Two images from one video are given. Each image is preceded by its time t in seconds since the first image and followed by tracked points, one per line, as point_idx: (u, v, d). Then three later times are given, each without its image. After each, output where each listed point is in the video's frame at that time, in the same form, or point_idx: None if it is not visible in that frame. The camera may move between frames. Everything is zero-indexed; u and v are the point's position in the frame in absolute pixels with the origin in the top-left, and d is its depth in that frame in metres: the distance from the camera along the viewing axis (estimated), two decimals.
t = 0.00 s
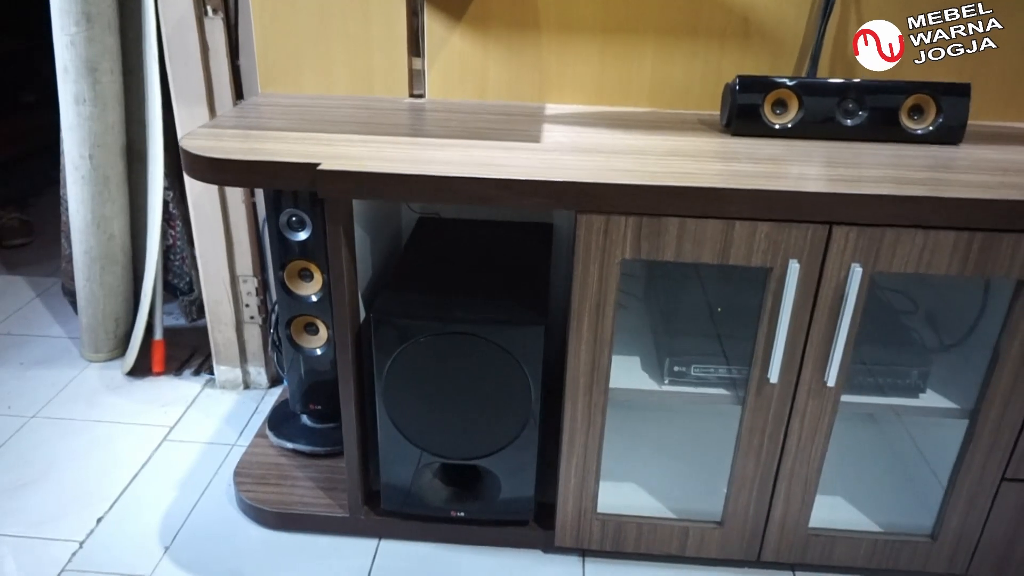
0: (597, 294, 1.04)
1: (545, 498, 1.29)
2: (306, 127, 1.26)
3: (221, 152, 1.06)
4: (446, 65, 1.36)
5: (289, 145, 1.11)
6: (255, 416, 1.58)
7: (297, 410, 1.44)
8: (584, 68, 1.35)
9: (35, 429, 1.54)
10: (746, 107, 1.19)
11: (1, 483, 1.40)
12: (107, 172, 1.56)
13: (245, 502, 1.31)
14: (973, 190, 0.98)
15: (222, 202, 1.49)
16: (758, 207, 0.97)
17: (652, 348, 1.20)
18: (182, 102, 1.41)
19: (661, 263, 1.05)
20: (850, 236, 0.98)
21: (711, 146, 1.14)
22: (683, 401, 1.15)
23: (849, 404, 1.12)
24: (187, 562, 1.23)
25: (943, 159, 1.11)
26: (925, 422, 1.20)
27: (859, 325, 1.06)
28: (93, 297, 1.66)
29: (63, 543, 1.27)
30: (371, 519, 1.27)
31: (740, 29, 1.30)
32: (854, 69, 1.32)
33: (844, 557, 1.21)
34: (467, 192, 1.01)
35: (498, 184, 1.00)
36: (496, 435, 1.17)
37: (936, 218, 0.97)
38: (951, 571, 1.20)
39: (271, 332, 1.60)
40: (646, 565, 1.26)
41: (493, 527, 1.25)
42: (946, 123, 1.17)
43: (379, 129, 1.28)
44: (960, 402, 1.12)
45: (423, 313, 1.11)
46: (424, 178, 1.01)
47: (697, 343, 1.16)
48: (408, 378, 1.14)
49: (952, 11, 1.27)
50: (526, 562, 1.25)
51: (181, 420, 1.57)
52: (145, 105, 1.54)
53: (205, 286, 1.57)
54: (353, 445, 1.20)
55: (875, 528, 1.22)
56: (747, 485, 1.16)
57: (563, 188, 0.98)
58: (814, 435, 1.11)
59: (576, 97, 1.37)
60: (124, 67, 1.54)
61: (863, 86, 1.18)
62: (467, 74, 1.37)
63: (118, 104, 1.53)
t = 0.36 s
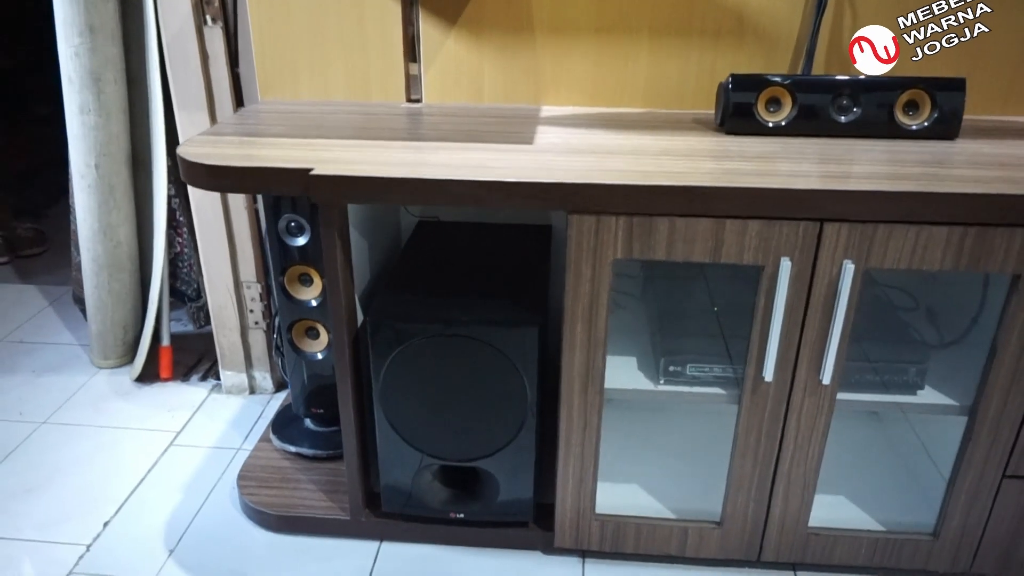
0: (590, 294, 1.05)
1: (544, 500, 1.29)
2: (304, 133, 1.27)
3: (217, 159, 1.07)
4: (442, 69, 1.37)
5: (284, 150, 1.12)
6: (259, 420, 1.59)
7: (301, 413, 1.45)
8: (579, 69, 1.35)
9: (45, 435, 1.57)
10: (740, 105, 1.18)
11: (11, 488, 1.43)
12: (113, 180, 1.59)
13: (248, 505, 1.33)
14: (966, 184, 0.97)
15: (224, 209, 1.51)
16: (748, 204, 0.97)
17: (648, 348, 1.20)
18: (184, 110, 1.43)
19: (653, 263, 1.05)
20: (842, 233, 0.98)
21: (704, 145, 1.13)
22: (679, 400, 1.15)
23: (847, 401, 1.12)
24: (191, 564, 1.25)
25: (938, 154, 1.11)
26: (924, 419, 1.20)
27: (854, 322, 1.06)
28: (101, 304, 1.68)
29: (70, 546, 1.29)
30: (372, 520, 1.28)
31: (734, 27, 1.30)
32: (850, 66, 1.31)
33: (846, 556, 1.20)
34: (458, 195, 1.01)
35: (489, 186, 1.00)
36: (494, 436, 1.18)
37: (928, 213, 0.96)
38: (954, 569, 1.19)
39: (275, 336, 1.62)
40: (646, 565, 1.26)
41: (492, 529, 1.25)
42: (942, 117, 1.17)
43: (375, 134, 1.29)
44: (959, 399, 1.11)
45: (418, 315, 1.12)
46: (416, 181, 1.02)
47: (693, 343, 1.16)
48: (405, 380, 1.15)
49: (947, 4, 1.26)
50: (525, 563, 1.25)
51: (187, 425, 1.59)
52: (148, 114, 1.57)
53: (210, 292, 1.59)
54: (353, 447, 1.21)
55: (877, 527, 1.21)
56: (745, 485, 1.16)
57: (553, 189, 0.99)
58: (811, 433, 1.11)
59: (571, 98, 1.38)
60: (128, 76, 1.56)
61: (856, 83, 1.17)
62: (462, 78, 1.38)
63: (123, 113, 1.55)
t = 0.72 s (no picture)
0: (569, 302, 1.05)
1: (531, 506, 1.30)
2: (292, 144, 1.29)
3: (203, 171, 1.09)
4: (429, 79, 1.39)
5: (269, 162, 1.14)
6: (254, 429, 1.61)
7: (293, 421, 1.46)
8: (564, 78, 1.36)
9: (43, 444, 1.59)
10: (721, 112, 1.19)
11: (8, 496, 1.44)
12: (110, 193, 1.61)
13: (239, 513, 1.34)
14: (943, 189, 0.97)
15: (218, 219, 1.52)
16: (724, 211, 0.97)
17: (631, 355, 1.20)
18: (177, 123, 1.45)
19: (632, 269, 1.06)
20: (818, 239, 0.98)
21: (684, 152, 1.14)
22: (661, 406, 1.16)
23: (830, 407, 1.12)
24: (181, 572, 1.26)
25: (918, 159, 1.11)
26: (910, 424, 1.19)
27: (834, 327, 1.06)
28: (99, 315, 1.71)
29: (64, 553, 1.31)
30: (360, 528, 1.28)
31: (718, 35, 1.30)
32: (834, 72, 1.32)
33: (832, 562, 1.20)
34: (437, 204, 1.03)
35: (467, 195, 1.01)
36: (478, 443, 1.18)
37: (904, 218, 0.96)
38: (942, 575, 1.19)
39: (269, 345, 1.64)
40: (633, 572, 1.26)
41: (479, 536, 1.26)
42: (923, 123, 1.17)
43: (362, 145, 1.31)
44: (942, 404, 1.11)
45: (401, 323, 1.13)
46: (395, 190, 1.03)
47: (676, 349, 1.16)
48: (390, 387, 1.16)
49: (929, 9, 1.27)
50: (512, 570, 1.26)
51: (183, 434, 1.61)
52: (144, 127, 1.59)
53: (205, 302, 1.61)
54: (340, 455, 1.22)
55: (864, 533, 1.21)
56: (730, 491, 1.16)
57: (530, 197, 0.99)
58: (794, 439, 1.11)
59: (558, 107, 1.38)
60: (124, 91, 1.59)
61: (838, 90, 1.18)
62: (449, 88, 1.39)
63: (119, 126, 1.58)
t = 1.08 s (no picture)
0: (538, 302, 1.06)
1: (508, 507, 1.30)
2: (267, 151, 1.30)
3: (174, 177, 1.10)
4: (404, 85, 1.39)
5: (241, 168, 1.14)
6: (237, 434, 1.62)
7: (273, 426, 1.47)
8: (538, 82, 1.36)
9: (27, 452, 1.59)
10: (690, 113, 1.19)
11: None
12: (92, 202, 1.62)
13: (219, 518, 1.34)
14: (906, 185, 0.98)
15: (198, 227, 1.53)
16: (688, 210, 0.98)
17: (605, 354, 1.21)
18: (156, 132, 1.46)
19: (599, 267, 1.05)
20: (783, 236, 0.99)
21: (653, 152, 1.14)
22: (634, 406, 1.15)
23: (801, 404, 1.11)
24: None
25: (885, 156, 1.11)
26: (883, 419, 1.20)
27: (802, 325, 1.06)
28: (84, 324, 1.71)
29: (44, 561, 1.31)
30: (338, 531, 1.29)
31: (690, 36, 1.31)
32: (806, 71, 1.32)
33: (808, 559, 1.20)
34: (405, 207, 1.03)
35: (433, 197, 1.02)
36: (452, 444, 1.19)
37: (867, 214, 0.96)
38: (918, 571, 1.19)
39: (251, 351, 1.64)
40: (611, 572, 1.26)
41: (457, 537, 1.26)
42: (892, 121, 1.17)
43: (336, 151, 1.31)
44: (913, 400, 1.11)
45: (373, 326, 1.13)
46: (362, 194, 1.03)
47: (648, 348, 1.16)
48: (364, 389, 1.17)
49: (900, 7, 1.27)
50: (490, 572, 1.26)
51: (167, 440, 1.61)
52: (125, 136, 1.60)
53: (187, 309, 1.61)
54: (316, 457, 1.23)
55: (841, 529, 1.21)
56: (704, 490, 1.16)
57: (495, 199, 1.00)
58: (765, 437, 1.11)
59: (533, 110, 1.39)
60: (106, 100, 1.60)
61: (806, 88, 1.18)
62: (424, 93, 1.40)
63: (100, 136, 1.59)
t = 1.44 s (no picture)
0: (496, 301, 1.06)
1: (474, 506, 1.30)
2: (230, 151, 1.30)
3: (132, 177, 1.10)
4: (369, 85, 1.40)
5: (200, 168, 1.14)
6: (206, 436, 1.61)
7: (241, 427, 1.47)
8: (503, 82, 1.37)
9: None
10: (650, 112, 1.20)
11: None
12: (60, 203, 1.62)
13: (184, 519, 1.34)
14: (858, 183, 0.99)
15: (165, 228, 1.53)
16: (642, 209, 0.98)
17: (567, 352, 1.21)
18: (122, 133, 1.46)
19: (558, 267, 1.07)
20: (737, 234, 0.99)
21: (613, 152, 1.15)
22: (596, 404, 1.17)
23: (759, 401, 1.13)
24: None
25: (841, 155, 1.12)
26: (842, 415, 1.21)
27: (757, 322, 1.08)
28: (53, 325, 1.71)
29: (7, 564, 1.30)
30: (303, 531, 1.29)
31: (652, 37, 1.32)
32: (767, 71, 1.33)
33: (769, 555, 1.21)
34: (362, 206, 1.03)
35: (390, 197, 1.02)
36: (415, 443, 1.19)
37: (819, 212, 0.97)
38: (878, 565, 1.20)
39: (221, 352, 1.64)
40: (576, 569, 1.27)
41: (421, 536, 1.27)
42: (850, 120, 1.18)
43: (301, 151, 1.31)
44: (869, 396, 1.12)
45: (334, 325, 1.14)
46: (319, 194, 1.03)
47: (609, 346, 1.17)
48: (326, 388, 1.17)
49: (858, 7, 1.28)
50: (455, 570, 1.26)
51: (136, 442, 1.61)
52: (93, 137, 1.60)
53: (156, 311, 1.61)
54: (279, 458, 1.23)
55: (803, 526, 1.22)
56: (665, 487, 1.17)
57: (451, 198, 1.00)
58: (724, 433, 1.12)
59: (499, 110, 1.39)
60: (74, 102, 1.60)
61: (765, 87, 1.19)
62: (390, 94, 1.40)
63: (68, 137, 1.58)
